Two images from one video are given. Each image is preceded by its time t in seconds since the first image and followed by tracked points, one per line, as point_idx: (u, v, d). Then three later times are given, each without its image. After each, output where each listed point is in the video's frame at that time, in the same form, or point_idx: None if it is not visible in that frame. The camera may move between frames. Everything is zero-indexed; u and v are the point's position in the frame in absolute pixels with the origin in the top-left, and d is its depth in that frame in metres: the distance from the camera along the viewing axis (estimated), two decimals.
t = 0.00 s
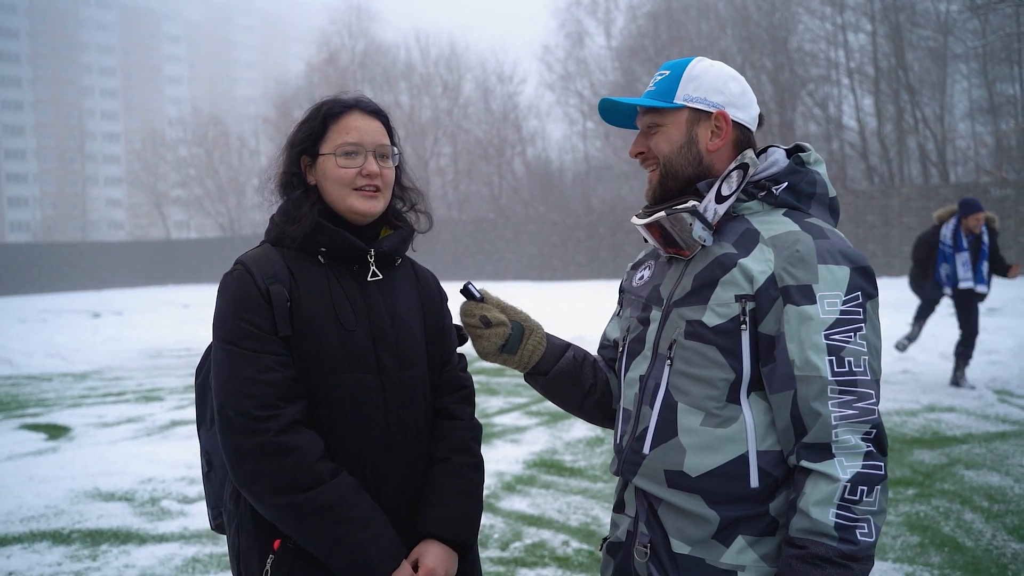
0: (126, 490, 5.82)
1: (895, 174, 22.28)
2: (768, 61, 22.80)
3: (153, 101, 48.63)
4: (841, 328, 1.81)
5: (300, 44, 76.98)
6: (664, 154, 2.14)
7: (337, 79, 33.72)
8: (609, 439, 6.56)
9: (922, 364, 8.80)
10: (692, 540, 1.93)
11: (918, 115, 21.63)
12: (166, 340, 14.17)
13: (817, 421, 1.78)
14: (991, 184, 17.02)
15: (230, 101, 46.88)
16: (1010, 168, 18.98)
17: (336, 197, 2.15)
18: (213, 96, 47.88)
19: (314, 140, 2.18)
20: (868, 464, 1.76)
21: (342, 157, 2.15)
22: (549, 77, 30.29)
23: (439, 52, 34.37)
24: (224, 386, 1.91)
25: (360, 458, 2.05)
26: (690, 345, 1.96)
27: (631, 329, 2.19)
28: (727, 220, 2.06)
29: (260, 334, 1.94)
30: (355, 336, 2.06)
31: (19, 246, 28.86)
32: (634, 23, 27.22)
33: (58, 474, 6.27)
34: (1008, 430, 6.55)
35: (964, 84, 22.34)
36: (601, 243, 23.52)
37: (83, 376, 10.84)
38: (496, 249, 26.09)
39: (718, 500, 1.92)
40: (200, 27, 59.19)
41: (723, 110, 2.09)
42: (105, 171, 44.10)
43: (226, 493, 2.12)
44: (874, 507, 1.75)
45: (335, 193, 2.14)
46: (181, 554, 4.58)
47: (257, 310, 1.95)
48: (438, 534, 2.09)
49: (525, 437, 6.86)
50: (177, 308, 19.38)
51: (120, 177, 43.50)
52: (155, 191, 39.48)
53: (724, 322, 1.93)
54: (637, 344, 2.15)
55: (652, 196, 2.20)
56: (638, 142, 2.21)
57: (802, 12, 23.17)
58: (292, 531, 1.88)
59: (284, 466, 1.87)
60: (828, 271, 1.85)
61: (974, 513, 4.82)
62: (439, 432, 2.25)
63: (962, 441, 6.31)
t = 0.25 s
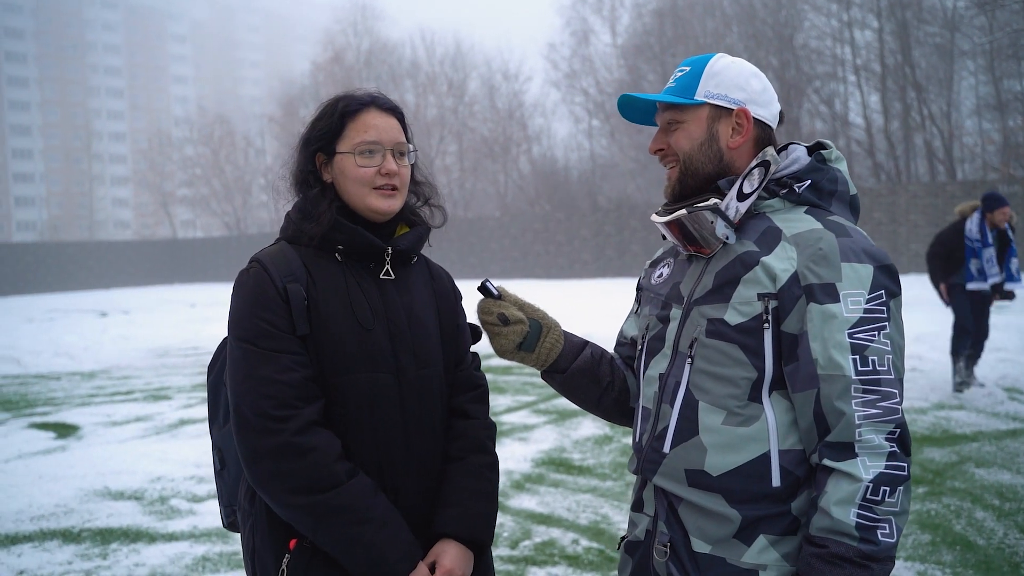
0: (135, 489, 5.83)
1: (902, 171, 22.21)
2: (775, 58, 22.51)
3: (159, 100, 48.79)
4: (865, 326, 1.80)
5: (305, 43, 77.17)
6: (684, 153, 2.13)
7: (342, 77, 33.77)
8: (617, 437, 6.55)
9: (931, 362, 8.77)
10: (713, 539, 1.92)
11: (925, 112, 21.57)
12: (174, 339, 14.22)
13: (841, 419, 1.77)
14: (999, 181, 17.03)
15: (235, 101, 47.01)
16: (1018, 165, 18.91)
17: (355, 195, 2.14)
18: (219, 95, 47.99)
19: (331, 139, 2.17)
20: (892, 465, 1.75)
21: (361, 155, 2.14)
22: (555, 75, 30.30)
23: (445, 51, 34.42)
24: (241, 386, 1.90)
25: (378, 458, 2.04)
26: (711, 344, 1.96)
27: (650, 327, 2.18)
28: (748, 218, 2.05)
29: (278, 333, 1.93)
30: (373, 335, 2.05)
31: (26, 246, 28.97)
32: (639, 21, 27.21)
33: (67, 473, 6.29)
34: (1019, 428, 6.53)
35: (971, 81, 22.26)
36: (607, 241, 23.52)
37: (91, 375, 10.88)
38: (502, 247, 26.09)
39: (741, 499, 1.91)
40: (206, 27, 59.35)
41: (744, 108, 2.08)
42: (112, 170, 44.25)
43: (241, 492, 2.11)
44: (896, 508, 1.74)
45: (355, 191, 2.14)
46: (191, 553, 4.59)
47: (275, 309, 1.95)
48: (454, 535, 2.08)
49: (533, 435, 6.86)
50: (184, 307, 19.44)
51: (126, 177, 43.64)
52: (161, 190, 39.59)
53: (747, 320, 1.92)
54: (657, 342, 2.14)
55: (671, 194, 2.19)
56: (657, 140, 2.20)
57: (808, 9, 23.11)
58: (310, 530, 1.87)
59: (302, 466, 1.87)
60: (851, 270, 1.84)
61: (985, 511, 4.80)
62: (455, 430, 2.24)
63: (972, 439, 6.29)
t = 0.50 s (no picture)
0: (142, 487, 5.84)
1: (906, 169, 22.15)
2: (778, 56, 22.56)
3: (163, 99, 48.86)
4: (888, 320, 1.79)
5: (309, 42, 77.29)
6: (701, 151, 2.12)
7: (346, 76, 33.77)
8: (625, 436, 6.53)
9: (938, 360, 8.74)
10: (732, 536, 1.91)
11: (930, 110, 21.51)
12: (179, 338, 14.24)
13: (863, 412, 1.77)
14: (1004, 178, 17.12)
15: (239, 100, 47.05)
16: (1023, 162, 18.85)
17: (366, 195, 2.13)
18: (223, 94, 48.04)
19: (338, 137, 2.15)
20: (913, 459, 1.74)
21: (370, 155, 2.13)
22: (559, 74, 30.30)
23: (448, 49, 34.42)
24: (258, 391, 1.89)
25: (399, 455, 2.04)
26: (731, 339, 1.94)
27: (667, 323, 2.17)
28: (766, 214, 2.04)
29: (293, 336, 1.92)
30: (389, 332, 2.05)
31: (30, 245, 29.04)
32: (643, 19, 27.17)
33: (74, 471, 6.30)
34: None
35: (976, 78, 22.19)
36: (611, 240, 23.50)
37: (97, 374, 10.89)
38: (505, 246, 26.10)
39: (760, 496, 1.90)
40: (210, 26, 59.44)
41: (761, 105, 2.07)
42: (116, 170, 44.34)
43: (258, 496, 2.10)
44: (916, 503, 1.74)
45: (365, 190, 2.12)
46: (199, 551, 4.59)
47: (290, 311, 1.93)
48: (476, 528, 2.08)
49: (540, 433, 6.85)
50: (188, 306, 19.47)
51: (130, 176, 43.73)
52: (165, 189, 39.66)
53: (767, 316, 1.91)
54: (674, 338, 2.12)
55: (687, 190, 2.19)
56: (673, 136, 2.19)
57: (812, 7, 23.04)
58: (336, 532, 1.87)
59: (326, 468, 1.86)
60: (872, 264, 1.83)
61: (994, 509, 4.78)
62: (470, 426, 2.24)
63: (980, 436, 6.26)
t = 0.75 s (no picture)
0: (146, 487, 5.84)
1: (908, 167, 22.12)
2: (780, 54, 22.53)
3: (165, 99, 48.87)
4: (896, 317, 1.79)
5: (312, 41, 77.36)
6: (708, 152, 2.12)
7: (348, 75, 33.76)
8: (628, 435, 6.53)
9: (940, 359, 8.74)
10: (741, 535, 1.91)
11: (932, 108, 21.48)
12: (181, 337, 14.24)
13: (872, 408, 1.77)
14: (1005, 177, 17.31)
15: (241, 99, 47.06)
16: None
17: (371, 196, 2.13)
18: (224, 92, 48.04)
19: (343, 137, 2.15)
20: (921, 456, 1.73)
21: (374, 155, 2.12)
22: (560, 73, 30.28)
23: (450, 48, 34.43)
24: (273, 394, 1.88)
25: (415, 452, 2.04)
26: (738, 337, 1.95)
27: (675, 321, 2.17)
28: (775, 212, 2.03)
29: (306, 337, 1.91)
30: (402, 331, 2.05)
31: (31, 245, 29.08)
32: (644, 17, 27.14)
33: (78, 470, 6.31)
34: None
35: (978, 76, 22.17)
36: (613, 239, 23.50)
37: (100, 373, 10.89)
38: (507, 245, 26.09)
39: (769, 493, 1.90)
40: (212, 25, 59.44)
41: (769, 104, 2.07)
42: (117, 169, 44.38)
43: (274, 499, 2.09)
44: (926, 500, 1.73)
45: (371, 190, 2.12)
46: (203, 551, 4.59)
47: (302, 314, 1.92)
48: (493, 523, 2.09)
49: (544, 432, 6.85)
50: (191, 305, 19.49)
51: (132, 175, 43.74)
52: (167, 188, 39.68)
53: (776, 314, 1.91)
54: (682, 336, 2.12)
55: (696, 189, 2.19)
56: (681, 136, 2.18)
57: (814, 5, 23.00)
58: (359, 532, 1.87)
59: (346, 470, 1.86)
60: (881, 260, 1.83)
61: (998, 507, 4.78)
62: (482, 423, 2.25)
63: (983, 435, 6.26)
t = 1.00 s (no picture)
0: (149, 486, 5.84)
1: (909, 166, 22.13)
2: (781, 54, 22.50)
3: (165, 99, 48.87)
4: (901, 319, 1.79)
5: (312, 40, 77.42)
6: (712, 152, 2.12)
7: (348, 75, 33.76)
8: (631, 434, 6.53)
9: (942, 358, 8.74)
10: (745, 535, 1.91)
11: (932, 107, 21.48)
12: (182, 337, 14.24)
13: (878, 411, 1.77)
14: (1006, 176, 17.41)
15: (241, 98, 47.07)
16: None
17: (386, 195, 2.13)
18: (225, 92, 48.05)
19: (359, 137, 2.15)
20: (928, 458, 1.73)
21: (389, 156, 2.12)
22: (561, 72, 30.30)
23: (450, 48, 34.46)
24: (289, 388, 1.87)
25: (427, 450, 2.04)
26: (743, 338, 1.94)
27: (679, 322, 2.17)
28: (779, 212, 2.03)
29: (324, 332, 1.91)
30: (418, 328, 2.05)
31: (31, 244, 29.05)
32: (645, 17, 27.14)
33: (80, 470, 6.30)
34: None
35: (978, 75, 22.17)
36: (613, 238, 23.51)
37: (101, 373, 10.89)
38: (508, 244, 26.09)
39: (773, 494, 1.90)
40: (212, 24, 59.43)
41: (774, 105, 2.06)
42: (117, 169, 44.38)
43: (283, 494, 2.08)
44: (932, 501, 1.73)
45: (384, 190, 2.12)
46: (206, 550, 4.59)
47: (320, 308, 1.92)
48: (502, 523, 2.10)
49: (546, 431, 6.86)
50: (191, 305, 19.46)
51: (132, 175, 43.73)
52: (167, 188, 39.67)
53: (779, 315, 1.91)
54: (686, 337, 2.12)
55: (699, 188, 2.19)
56: (685, 136, 2.18)
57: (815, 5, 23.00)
58: (373, 527, 1.86)
59: (362, 465, 1.85)
60: (885, 262, 1.83)
61: (1000, 506, 4.78)
62: (493, 423, 2.25)
63: (985, 434, 6.27)
